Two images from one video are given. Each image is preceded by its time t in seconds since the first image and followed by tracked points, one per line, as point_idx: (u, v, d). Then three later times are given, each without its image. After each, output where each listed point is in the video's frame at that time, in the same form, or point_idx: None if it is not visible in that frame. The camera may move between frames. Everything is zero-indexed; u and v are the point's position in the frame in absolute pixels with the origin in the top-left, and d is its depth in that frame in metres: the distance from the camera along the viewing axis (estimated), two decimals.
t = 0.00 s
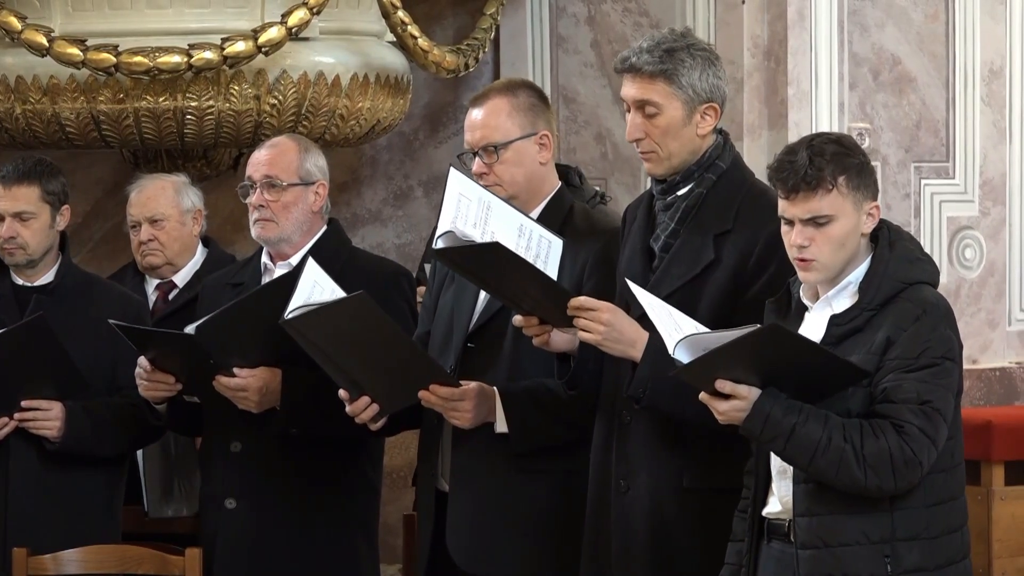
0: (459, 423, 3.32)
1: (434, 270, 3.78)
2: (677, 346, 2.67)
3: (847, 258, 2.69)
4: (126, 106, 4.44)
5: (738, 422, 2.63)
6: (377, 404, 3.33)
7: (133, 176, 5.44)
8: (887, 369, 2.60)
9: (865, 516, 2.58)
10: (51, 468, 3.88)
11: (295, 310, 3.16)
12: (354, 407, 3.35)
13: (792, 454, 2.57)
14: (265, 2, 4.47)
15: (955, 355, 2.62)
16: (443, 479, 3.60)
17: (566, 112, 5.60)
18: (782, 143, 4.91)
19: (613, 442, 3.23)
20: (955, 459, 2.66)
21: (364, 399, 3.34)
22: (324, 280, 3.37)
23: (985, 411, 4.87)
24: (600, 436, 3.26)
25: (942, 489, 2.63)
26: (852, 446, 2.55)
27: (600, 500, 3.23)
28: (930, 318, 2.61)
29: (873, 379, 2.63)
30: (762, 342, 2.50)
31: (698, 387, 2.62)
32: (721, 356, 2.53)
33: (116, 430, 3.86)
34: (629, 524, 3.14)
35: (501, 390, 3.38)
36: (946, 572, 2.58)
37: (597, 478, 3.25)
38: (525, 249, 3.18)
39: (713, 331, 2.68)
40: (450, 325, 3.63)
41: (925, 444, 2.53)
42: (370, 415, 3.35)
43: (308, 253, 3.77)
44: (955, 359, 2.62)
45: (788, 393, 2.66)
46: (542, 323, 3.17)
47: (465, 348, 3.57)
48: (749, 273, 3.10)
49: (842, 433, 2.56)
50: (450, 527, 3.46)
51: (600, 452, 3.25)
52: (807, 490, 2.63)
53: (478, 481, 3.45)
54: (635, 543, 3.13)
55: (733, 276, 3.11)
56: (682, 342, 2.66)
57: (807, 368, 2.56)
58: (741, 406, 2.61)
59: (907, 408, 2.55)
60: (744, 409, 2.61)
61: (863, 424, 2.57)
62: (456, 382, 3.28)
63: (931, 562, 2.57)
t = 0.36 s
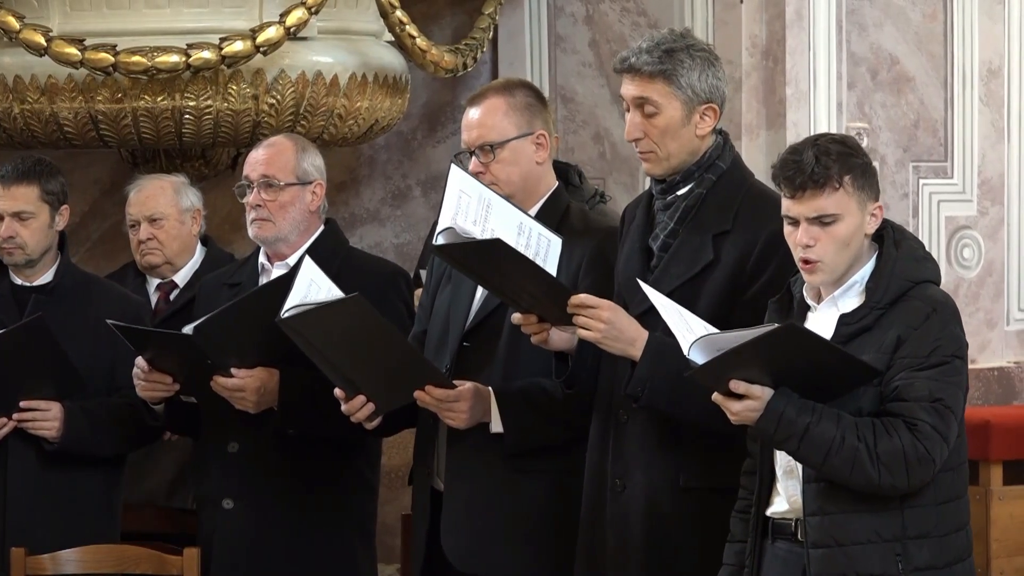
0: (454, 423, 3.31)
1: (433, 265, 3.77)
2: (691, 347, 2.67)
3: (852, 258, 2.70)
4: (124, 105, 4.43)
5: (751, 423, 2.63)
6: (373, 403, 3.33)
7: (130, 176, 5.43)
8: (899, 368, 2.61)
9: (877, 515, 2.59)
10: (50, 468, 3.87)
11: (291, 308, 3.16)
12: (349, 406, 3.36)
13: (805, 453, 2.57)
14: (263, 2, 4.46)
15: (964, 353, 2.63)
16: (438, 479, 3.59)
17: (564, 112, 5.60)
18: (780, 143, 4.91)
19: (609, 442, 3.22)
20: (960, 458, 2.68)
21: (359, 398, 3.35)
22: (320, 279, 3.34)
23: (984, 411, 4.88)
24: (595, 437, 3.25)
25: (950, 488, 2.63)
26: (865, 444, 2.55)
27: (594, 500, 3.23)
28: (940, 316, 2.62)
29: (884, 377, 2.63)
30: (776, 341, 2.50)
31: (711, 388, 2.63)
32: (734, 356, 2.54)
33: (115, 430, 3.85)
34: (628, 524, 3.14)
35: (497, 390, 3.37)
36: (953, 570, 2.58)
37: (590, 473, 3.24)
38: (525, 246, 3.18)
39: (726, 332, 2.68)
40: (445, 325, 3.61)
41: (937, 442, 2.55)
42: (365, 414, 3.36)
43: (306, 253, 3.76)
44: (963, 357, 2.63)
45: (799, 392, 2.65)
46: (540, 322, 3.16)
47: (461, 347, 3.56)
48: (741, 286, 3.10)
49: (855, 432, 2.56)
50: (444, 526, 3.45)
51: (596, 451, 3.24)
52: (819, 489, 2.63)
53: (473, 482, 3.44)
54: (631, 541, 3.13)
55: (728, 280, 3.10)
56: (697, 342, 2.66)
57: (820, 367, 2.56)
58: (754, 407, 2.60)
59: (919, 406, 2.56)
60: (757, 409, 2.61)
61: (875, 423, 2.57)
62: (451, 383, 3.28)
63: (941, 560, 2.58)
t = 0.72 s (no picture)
0: (449, 423, 3.30)
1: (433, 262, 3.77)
2: (692, 349, 2.68)
3: (854, 257, 2.70)
4: (122, 105, 4.43)
5: (753, 423, 2.63)
6: (369, 403, 3.33)
7: (128, 176, 5.42)
8: (901, 367, 2.61)
9: (880, 514, 2.59)
10: (48, 469, 3.86)
11: (284, 310, 3.16)
12: (344, 406, 3.35)
13: (806, 454, 2.57)
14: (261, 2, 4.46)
15: (966, 352, 2.63)
16: (434, 479, 3.59)
17: (562, 112, 5.60)
18: (779, 144, 4.90)
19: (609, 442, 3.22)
20: (962, 457, 2.68)
21: (354, 398, 3.35)
22: (312, 280, 3.32)
23: (983, 411, 4.88)
24: (596, 436, 3.26)
25: (952, 487, 2.63)
26: (867, 444, 2.55)
27: (597, 504, 3.23)
28: (942, 315, 2.62)
29: (886, 377, 2.63)
30: (772, 344, 2.51)
31: (714, 390, 2.63)
32: (737, 358, 2.54)
33: (113, 430, 3.85)
34: (628, 524, 3.14)
35: (492, 389, 3.36)
36: (956, 570, 2.59)
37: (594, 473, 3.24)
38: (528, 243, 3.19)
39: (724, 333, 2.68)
40: (442, 327, 3.59)
41: (940, 441, 2.55)
42: (360, 414, 3.35)
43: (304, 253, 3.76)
44: (966, 356, 2.63)
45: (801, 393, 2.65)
46: (543, 320, 3.16)
47: (458, 347, 3.55)
48: (751, 278, 3.11)
49: (857, 432, 2.56)
50: (442, 524, 3.43)
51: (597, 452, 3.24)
52: (822, 488, 2.63)
53: (475, 481, 3.43)
54: (632, 539, 3.13)
55: (733, 279, 3.11)
56: (698, 345, 2.66)
57: (821, 367, 2.56)
58: (755, 408, 2.61)
59: (921, 405, 2.56)
60: (758, 410, 2.61)
61: (877, 422, 2.57)
62: (445, 383, 3.27)
63: (944, 560, 2.58)
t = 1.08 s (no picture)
0: (446, 422, 3.30)
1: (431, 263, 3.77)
2: (688, 344, 2.68)
3: (852, 254, 2.70)
4: (120, 105, 4.43)
5: (748, 420, 2.63)
6: (366, 402, 3.32)
7: (126, 176, 5.42)
8: (897, 366, 2.61)
9: (874, 514, 2.59)
10: (46, 469, 3.86)
11: (282, 308, 3.15)
12: (342, 406, 3.34)
13: (800, 451, 2.57)
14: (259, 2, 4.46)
15: (963, 353, 2.63)
16: (433, 479, 3.59)
17: (560, 112, 5.60)
18: (777, 144, 4.91)
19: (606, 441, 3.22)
20: (959, 459, 2.67)
21: (352, 398, 3.33)
22: (311, 281, 3.32)
23: (981, 411, 4.88)
24: (596, 435, 3.26)
25: (947, 488, 2.63)
26: (861, 442, 2.55)
27: (596, 506, 3.23)
28: (940, 316, 2.62)
29: (882, 376, 2.63)
30: (768, 339, 2.50)
31: (708, 385, 2.63)
32: (733, 355, 2.54)
33: (111, 430, 3.85)
34: (623, 524, 3.14)
35: (489, 389, 3.36)
36: (950, 570, 2.59)
37: (594, 475, 3.24)
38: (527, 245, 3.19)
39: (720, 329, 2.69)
40: (441, 326, 3.60)
41: (934, 441, 2.55)
42: (357, 414, 3.34)
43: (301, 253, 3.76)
44: (963, 357, 2.63)
45: (796, 391, 2.65)
46: (546, 322, 3.15)
47: (456, 347, 3.54)
48: (752, 276, 3.11)
49: (851, 430, 2.56)
50: (439, 523, 3.43)
51: (596, 454, 3.24)
52: (816, 486, 2.63)
53: (473, 481, 3.43)
54: (628, 538, 3.13)
55: (734, 278, 3.11)
56: (693, 339, 2.67)
57: (816, 364, 2.56)
58: (750, 404, 2.61)
59: (916, 404, 2.56)
60: (753, 406, 2.61)
61: (872, 421, 2.58)
62: (444, 382, 3.27)
63: (937, 560, 2.58)
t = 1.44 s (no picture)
0: (446, 423, 3.30)
1: (431, 262, 3.77)
2: (678, 343, 2.67)
3: (848, 255, 2.70)
4: (118, 105, 4.43)
5: (740, 419, 2.64)
6: (364, 402, 3.32)
7: (124, 176, 5.43)
8: (890, 367, 2.61)
9: (867, 514, 2.59)
10: (43, 469, 3.86)
11: (281, 308, 3.17)
12: (341, 405, 3.33)
13: (791, 451, 2.58)
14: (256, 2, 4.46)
15: (957, 353, 2.62)
16: (432, 479, 3.59)
17: (557, 112, 5.59)
18: (774, 144, 4.91)
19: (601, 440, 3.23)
20: (954, 459, 2.67)
21: (350, 398, 3.33)
22: (311, 278, 3.33)
23: (979, 411, 4.88)
24: (586, 431, 3.26)
25: (942, 488, 2.63)
26: (852, 442, 2.55)
27: (583, 503, 3.23)
28: (934, 316, 2.62)
29: (876, 376, 2.63)
30: (760, 339, 2.51)
31: (700, 385, 2.64)
32: (725, 354, 2.55)
33: (108, 430, 3.85)
34: (610, 522, 3.14)
35: (488, 389, 3.36)
36: (943, 571, 2.59)
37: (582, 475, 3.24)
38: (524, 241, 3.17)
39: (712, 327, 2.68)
40: (440, 324, 3.61)
41: (926, 441, 2.54)
42: (356, 414, 3.34)
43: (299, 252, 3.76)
44: (957, 357, 2.63)
45: (789, 391, 2.65)
46: (538, 317, 3.16)
47: (455, 348, 3.54)
48: (745, 276, 3.11)
49: (842, 429, 2.57)
50: (439, 525, 3.43)
51: (586, 453, 3.24)
52: (809, 486, 2.64)
53: (469, 482, 3.43)
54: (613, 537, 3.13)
55: (728, 276, 3.11)
56: (684, 339, 2.66)
57: (808, 365, 2.57)
58: (742, 404, 2.62)
59: (908, 404, 2.56)
60: (745, 406, 2.62)
61: (864, 421, 2.58)
62: (442, 383, 3.27)
63: (930, 561, 2.58)
